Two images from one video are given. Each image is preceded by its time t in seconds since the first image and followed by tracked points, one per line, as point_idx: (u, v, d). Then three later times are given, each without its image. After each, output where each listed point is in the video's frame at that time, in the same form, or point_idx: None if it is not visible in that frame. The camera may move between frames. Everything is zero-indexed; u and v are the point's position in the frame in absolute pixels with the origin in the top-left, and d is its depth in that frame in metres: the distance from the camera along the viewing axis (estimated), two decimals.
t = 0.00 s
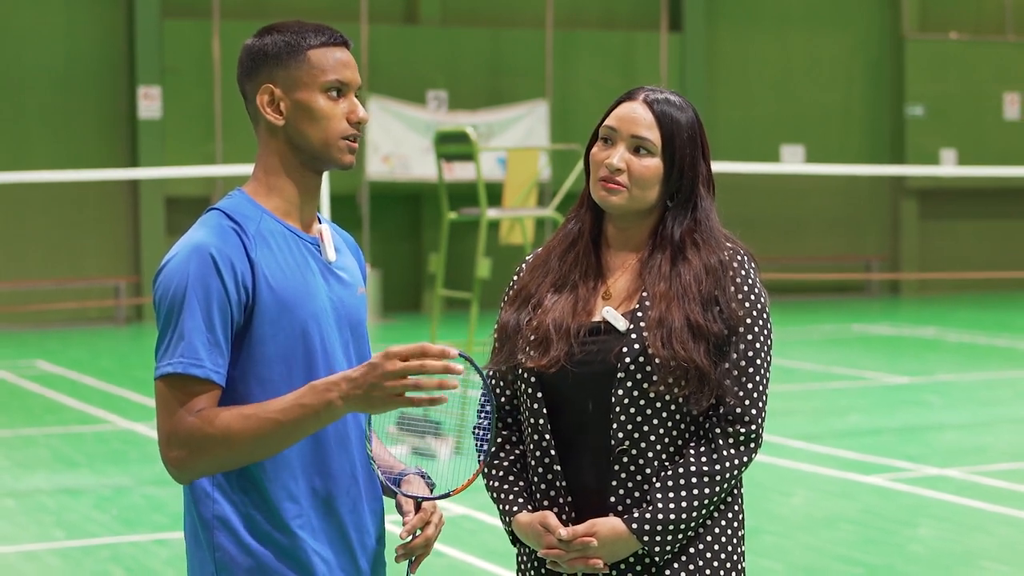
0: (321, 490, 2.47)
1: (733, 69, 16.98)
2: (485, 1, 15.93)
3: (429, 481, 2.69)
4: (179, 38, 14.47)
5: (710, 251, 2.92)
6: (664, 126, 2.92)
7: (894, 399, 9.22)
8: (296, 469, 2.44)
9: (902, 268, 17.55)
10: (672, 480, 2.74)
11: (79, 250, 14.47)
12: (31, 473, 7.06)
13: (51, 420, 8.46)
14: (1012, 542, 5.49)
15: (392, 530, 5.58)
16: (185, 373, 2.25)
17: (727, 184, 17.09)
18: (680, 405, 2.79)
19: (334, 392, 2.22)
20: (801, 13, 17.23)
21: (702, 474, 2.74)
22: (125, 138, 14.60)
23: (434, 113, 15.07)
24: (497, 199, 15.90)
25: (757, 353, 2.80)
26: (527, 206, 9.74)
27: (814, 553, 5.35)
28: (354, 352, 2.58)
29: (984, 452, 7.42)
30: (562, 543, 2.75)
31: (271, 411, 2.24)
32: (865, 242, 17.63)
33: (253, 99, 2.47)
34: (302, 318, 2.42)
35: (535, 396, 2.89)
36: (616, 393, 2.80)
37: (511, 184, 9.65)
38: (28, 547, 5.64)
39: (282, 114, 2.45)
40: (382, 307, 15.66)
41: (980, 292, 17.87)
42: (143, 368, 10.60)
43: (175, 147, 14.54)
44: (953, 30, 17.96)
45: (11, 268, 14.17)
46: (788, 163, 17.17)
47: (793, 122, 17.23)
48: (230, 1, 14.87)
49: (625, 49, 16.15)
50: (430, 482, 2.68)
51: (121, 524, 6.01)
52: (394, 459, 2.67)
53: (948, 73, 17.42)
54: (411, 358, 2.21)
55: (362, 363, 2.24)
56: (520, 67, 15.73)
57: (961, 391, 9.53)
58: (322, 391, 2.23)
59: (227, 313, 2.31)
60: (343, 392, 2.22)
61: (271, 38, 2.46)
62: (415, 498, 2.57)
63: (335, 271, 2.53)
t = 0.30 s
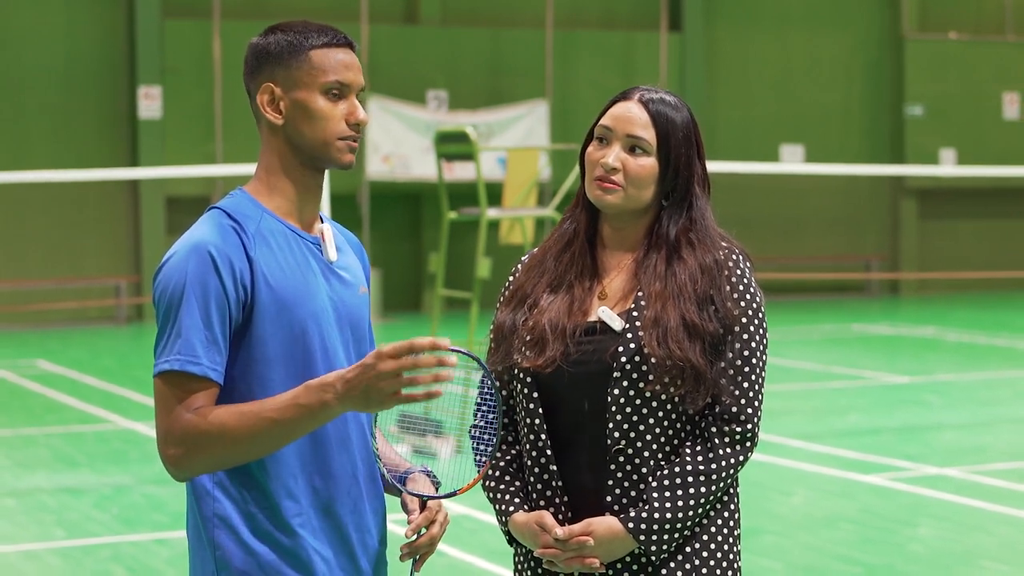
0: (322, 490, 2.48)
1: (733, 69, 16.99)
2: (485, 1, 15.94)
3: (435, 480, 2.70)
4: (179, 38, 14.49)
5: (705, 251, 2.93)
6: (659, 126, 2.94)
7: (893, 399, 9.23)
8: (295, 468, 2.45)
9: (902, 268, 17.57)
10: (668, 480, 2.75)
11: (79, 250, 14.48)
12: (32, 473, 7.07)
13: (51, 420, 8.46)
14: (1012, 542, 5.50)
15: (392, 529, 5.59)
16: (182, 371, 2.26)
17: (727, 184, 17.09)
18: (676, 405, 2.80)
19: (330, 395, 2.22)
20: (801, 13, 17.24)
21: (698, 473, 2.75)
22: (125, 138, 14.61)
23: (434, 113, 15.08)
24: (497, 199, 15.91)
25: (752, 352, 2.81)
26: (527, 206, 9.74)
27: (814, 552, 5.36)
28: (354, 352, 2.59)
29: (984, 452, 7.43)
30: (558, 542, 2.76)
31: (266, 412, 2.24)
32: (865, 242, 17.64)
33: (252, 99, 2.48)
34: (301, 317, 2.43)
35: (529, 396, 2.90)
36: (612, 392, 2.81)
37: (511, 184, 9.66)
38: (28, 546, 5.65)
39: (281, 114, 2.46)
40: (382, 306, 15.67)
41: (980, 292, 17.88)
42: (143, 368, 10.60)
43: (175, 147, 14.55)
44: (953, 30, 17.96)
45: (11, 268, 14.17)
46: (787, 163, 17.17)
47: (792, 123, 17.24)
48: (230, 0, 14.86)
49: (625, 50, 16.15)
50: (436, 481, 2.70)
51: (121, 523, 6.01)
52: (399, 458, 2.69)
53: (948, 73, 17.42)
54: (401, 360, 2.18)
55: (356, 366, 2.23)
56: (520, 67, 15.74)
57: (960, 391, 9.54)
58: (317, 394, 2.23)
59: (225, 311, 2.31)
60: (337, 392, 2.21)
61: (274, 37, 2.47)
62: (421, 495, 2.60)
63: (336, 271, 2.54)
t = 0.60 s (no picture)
0: (323, 490, 2.48)
1: (733, 69, 17.00)
2: (485, 1, 15.94)
3: (433, 478, 2.72)
4: (179, 38, 14.51)
5: (701, 250, 2.94)
6: (654, 125, 2.94)
7: (893, 398, 9.22)
8: (293, 468, 2.45)
9: (902, 268, 17.58)
10: (665, 479, 2.76)
11: (79, 250, 14.48)
12: (32, 472, 7.08)
13: (51, 419, 8.46)
14: (1012, 542, 5.50)
15: (393, 528, 5.60)
16: (180, 372, 2.28)
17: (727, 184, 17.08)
18: (673, 404, 2.81)
19: (323, 407, 2.24)
20: (801, 13, 17.23)
21: (695, 472, 2.76)
22: (126, 138, 14.62)
23: (435, 113, 15.09)
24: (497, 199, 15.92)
25: (748, 351, 2.82)
26: (527, 206, 9.75)
27: (814, 552, 5.36)
28: (353, 352, 2.60)
29: (984, 451, 7.44)
30: (556, 542, 2.77)
31: (262, 418, 2.26)
32: (865, 242, 17.64)
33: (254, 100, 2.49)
34: (301, 317, 2.43)
35: (526, 396, 2.91)
36: (609, 392, 2.82)
37: (511, 184, 9.67)
38: (28, 545, 5.65)
39: (281, 114, 2.47)
40: (382, 306, 15.68)
41: (979, 292, 17.89)
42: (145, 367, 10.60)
43: (175, 147, 14.56)
44: (953, 30, 17.97)
45: (11, 268, 14.16)
46: (787, 163, 17.17)
47: (793, 122, 17.24)
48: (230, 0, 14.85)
49: (625, 50, 16.17)
50: (435, 479, 2.72)
51: (122, 523, 6.02)
52: (399, 456, 2.70)
53: (948, 73, 17.43)
54: (397, 378, 2.23)
55: (351, 380, 2.25)
56: (520, 67, 15.74)
57: (960, 391, 9.53)
58: (313, 404, 2.24)
59: (223, 312, 2.32)
60: (330, 403, 2.24)
61: (277, 37, 2.48)
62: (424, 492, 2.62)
63: (336, 272, 2.55)
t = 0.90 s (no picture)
0: (320, 491, 2.49)
1: (733, 69, 17.01)
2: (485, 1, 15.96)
3: (432, 477, 2.73)
4: (179, 38, 14.52)
5: (700, 250, 2.95)
6: (655, 124, 2.95)
7: (893, 398, 9.23)
8: (291, 469, 2.46)
9: (901, 268, 17.60)
10: (666, 479, 2.77)
11: (79, 250, 14.49)
12: (32, 472, 7.09)
13: (52, 419, 8.46)
14: (1011, 541, 5.51)
15: (393, 528, 5.61)
16: (177, 373, 2.29)
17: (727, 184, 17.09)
18: (673, 404, 2.82)
19: (322, 408, 2.25)
20: (801, 13, 17.24)
21: (696, 472, 2.77)
22: (126, 138, 14.63)
23: (435, 113, 15.09)
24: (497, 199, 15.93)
25: (747, 350, 2.83)
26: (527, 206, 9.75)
27: (814, 551, 5.38)
28: (351, 353, 2.61)
29: (983, 450, 7.46)
30: (557, 543, 2.78)
31: (260, 421, 2.27)
32: (865, 242, 17.66)
33: (255, 100, 2.50)
34: (299, 318, 2.44)
35: (526, 396, 2.92)
36: (609, 393, 2.83)
37: (511, 184, 9.68)
38: (29, 545, 5.67)
39: (281, 114, 2.48)
40: (382, 306, 15.69)
41: (978, 292, 17.90)
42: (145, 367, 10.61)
43: (176, 147, 14.56)
44: (952, 30, 17.98)
45: (11, 268, 14.17)
46: (787, 163, 17.18)
47: (792, 122, 17.25)
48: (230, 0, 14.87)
49: (625, 50, 16.19)
50: (433, 479, 2.72)
51: (123, 522, 6.03)
52: (395, 456, 2.70)
53: (948, 73, 17.44)
54: (397, 378, 2.24)
55: (350, 383, 2.26)
56: (520, 67, 15.75)
57: (960, 391, 9.54)
58: (311, 406, 2.26)
59: (221, 313, 2.33)
60: (328, 405, 2.25)
61: (278, 38, 2.49)
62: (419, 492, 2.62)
63: (335, 272, 2.56)
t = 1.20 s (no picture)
0: (320, 491, 2.50)
1: (733, 69, 17.02)
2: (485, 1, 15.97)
3: (430, 479, 2.73)
4: (179, 38, 14.53)
5: (700, 243, 2.92)
6: (655, 118, 2.91)
7: (893, 398, 9.23)
8: (290, 469, 2.47)
9: (901, 268, 17.61)
10: (671, 474, 2.74)
11: (79, 250, 14.50)
12: (33, 471, 7.10)
13: (52, 419, 8.47)
14: (1011, 541, 5.52)
15: (393, 527, 5.62)
16: (176, 373, 2.29)
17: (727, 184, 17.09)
18: (677, 398, 2.78)
19: (322, 397, 2.24)
20: (801, 13, 17.25)
21: (700, 467, 2.74)
22: (127, 138, 14.63)
23: (435, 112, 15.11)
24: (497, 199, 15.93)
25: (750, 343, 2.80)
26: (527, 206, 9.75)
27: (814, 551, 5.38)
28: (351, 354, 2.61)
29: (983, 450, 7.46)
30: (563, 540, 2.74)
31: (259, 414, 2.26)
32: (865, 242, 17.66)
33: (255, 99, 2.51)
34: (300, 319, 2.45)
35: (529, 393, 2.88)
36: (613, 390, 2.80)
37: (511, 183, 9.68)
38: (29, 545, 5.67)
39: (282, 113, 2.48)
40: (382, 306, 15.70)
41: (978, 292, 17.91)
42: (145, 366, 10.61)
43: (176, 147, 14.56)
44: (952, 30, 17.99)
45: (11, 268, 14.16)
46: (787, 162, 17.19)
47: (793, 122, 17.26)
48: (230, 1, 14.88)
49: (625, 50, 16.20)
50: (431, 480, 2.72)
51: (123, 522, 6.04)
52: (395, 456, 2.69)
53: (948, 73, 17.44)
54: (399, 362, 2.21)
55: (351, 368, 2.23)
56: (520, 67, 15.76)
57: (960, 390, 9.54)
58: (310, 397, 2.24)
59: (221, 313, 2.34)
60: (329, 394, 2.23)
61: (277, 37, 2.49)
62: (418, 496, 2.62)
63: (335, 273, 2.56)
